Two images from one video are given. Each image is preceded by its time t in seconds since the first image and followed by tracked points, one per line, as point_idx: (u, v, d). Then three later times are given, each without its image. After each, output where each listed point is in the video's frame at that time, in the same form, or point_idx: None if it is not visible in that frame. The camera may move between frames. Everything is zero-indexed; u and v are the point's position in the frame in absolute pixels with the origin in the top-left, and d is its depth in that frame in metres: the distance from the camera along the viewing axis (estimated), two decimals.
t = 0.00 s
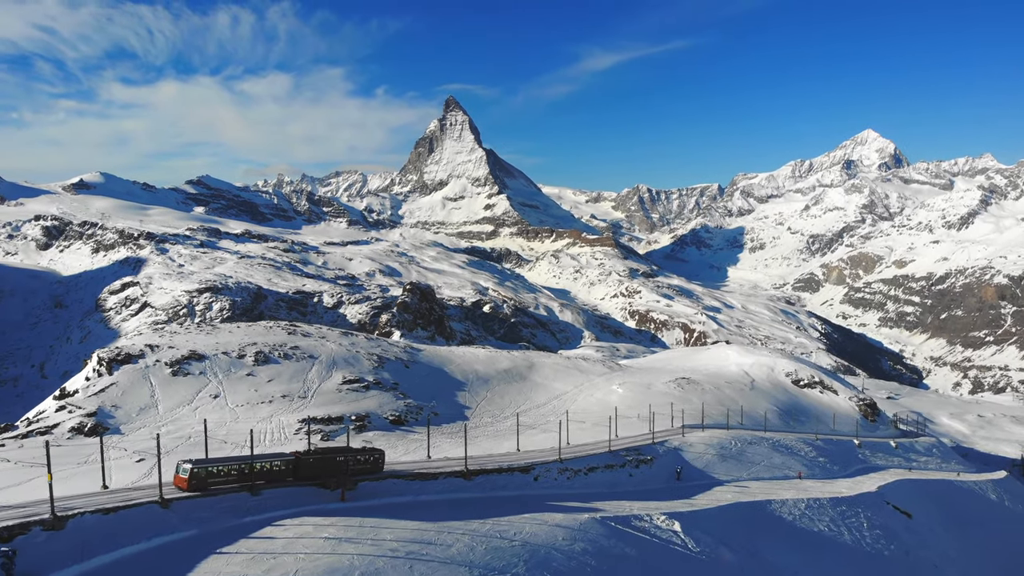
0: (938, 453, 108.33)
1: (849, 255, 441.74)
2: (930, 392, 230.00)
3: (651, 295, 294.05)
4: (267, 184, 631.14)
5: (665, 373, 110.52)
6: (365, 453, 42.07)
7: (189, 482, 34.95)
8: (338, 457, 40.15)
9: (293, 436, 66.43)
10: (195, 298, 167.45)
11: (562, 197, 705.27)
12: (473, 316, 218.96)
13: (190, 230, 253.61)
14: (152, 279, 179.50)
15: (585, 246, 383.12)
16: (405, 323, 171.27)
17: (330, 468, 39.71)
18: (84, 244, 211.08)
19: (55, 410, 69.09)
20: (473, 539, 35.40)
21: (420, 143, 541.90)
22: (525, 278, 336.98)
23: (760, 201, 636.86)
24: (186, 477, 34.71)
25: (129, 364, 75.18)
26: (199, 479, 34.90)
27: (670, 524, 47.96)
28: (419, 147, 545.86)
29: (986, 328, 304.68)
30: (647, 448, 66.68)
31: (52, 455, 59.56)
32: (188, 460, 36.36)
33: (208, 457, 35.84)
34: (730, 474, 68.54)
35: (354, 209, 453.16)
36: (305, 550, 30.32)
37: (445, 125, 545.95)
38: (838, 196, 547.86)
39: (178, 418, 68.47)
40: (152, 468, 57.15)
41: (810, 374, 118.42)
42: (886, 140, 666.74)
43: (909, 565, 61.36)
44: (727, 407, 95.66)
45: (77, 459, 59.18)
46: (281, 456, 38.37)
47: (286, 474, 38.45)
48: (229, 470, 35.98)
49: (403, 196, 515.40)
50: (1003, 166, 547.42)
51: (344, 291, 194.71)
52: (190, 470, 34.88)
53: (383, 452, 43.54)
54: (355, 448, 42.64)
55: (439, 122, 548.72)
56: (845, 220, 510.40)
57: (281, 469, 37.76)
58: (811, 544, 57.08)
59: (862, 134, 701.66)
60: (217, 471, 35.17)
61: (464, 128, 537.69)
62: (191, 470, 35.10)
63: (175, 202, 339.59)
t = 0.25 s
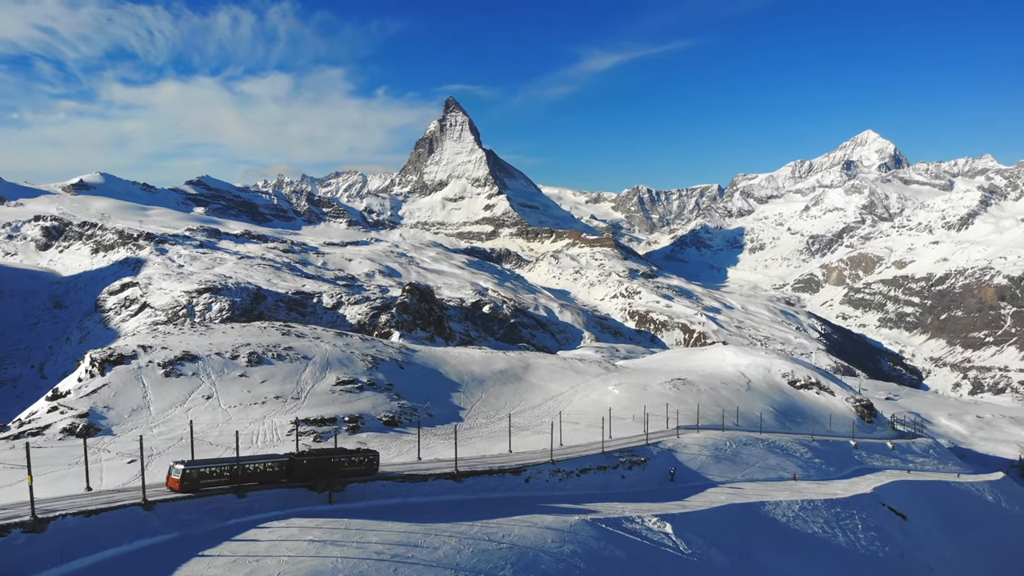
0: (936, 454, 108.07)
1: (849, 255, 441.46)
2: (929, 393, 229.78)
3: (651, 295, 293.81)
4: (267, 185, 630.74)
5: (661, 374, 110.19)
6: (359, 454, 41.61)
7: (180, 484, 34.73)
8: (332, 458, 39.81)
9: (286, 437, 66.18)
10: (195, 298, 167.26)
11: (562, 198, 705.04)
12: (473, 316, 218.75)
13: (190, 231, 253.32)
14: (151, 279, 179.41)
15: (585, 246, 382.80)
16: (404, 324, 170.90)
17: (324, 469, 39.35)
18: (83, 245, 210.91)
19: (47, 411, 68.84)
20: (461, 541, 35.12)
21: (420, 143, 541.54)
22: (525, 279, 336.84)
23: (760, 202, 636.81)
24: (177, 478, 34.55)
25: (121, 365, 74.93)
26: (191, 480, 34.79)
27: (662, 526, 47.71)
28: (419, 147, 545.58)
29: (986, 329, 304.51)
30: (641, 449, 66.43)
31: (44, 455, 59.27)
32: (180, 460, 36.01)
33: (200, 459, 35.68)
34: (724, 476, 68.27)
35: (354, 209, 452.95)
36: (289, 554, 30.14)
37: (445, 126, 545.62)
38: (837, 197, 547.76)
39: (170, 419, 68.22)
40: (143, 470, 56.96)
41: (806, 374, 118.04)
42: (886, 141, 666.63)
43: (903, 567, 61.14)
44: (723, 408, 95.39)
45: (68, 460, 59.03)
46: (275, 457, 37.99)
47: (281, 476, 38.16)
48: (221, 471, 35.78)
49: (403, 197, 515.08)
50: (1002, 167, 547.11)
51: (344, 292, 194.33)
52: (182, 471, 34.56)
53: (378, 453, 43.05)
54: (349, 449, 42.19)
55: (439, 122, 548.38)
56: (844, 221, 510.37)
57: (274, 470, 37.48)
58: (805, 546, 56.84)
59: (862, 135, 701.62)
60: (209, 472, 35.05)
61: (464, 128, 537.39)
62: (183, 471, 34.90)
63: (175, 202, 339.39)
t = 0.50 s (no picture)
0: (932, 455, 107.87)
1: (849, 255, 441.12)
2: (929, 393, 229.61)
3: (651, 296, 293.54)
4: (267, 185, 630.22)
5: (657, 374, 109.91)
6: (353, 456, 41.34)
7: (173, 485, 35.61)
8: (324, 460, 39.79)
9: (278, 439, 65.98)
10: (194, 298, 167.08)
11: (562, 198, 704.54)
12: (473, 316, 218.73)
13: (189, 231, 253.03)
14: (151, 279, 179.24)
15: (585, 246, 382.48)
16: (403, 324, 170.21)
17: (316, 470, 39.35)
18: (83, 245, 210.62)
19: (39, 411, 68.58)
20: (448, 543, 34.88)
21: (420, 143, 541.04)
22: (525, 279, 336.63)
23: (760, 202, 636.69)
24: (169, 480, 35.45)
25: (114, 366, 74.68)
26: (183, 481, 35.51)
27: (653, 527, 47.45)
28: (419, 147, 545.13)
29: (986, 329, 304.42)
30: (634, 450, 66.22)
31: (37, 456, 59.12)
32: (172, 461, 36.52)
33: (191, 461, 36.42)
34: (718, 477, 68.05)
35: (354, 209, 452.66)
36: (272, 557, 30.02)
37: (445, 126, 545.18)
38: (837, 197, 547.64)
39: (162, 420, 68.01)
40: (135, 470, 56.79)
41: (803, 375, 117.75)
42: (886, 141, 666.44)
43: (898, 569, 60.91)
44: (718, 408, 95.18)
45: (59, 460, 58.85)
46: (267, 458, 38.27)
47: (274, 476, 38.66)
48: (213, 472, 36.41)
49: (403, 197, 514.73)
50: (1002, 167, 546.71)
51: (344, 292, 193.72)
52: (173, 471, 35.05)
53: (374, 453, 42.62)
54: (345, 450, 42.00)
55: (439, 122, 547.88)
56: (844, 221, 510.26)
57: (266, 471, 37.77)
58: (798, 547, 56.64)
59: (862, 135, 701.48)
60: (199, 473, 35.70)
61: (464, 128, 536.95)
62: (175, 473, 35.75)
63: (175, 202, 339.03)
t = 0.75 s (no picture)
0: (928, 456, 107.70)
1: (849, 256, 440.97)
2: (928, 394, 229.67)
3: (650, 296, 293.33)
4: (266, 186, 629.81)
5: (653, 375, 109.70)
6: (345, 457, 42.34)
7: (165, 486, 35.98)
8: (319, 462, 40.82)
9: (270, 440, 65.77)
10: (194, 299, 166.87)
11: (561, 198, 704.31)
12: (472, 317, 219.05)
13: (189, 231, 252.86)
14: (150, 279, 179.01)
15: (585, 247, 382.17)
16: (403, 324, 169.18)
17: (311, 471, 40.21)
18: (83, 245, 210.48)
19: (30, 412, 68.21)
20: (435, 546, 34.64)
21: (419, 143, 540.72)
22: (524, 279, 336.54)
23: (760, 203, 636.74)
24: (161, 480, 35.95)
25: (106, 366, 74.45)
26: (175, 482, 35.96)
27: (644, 529, 47.20)
28: (419, 148, 544.56)
29: (986, 330, 304.51)
30: (627, 451, 66.06)
31: (28, 457, 58.95)
32: (165, 463, 37.27)
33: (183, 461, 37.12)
34: (712, 478, 67.87)
35: (354, 210, 452.39)
36: (255, 559, 29.90)
37: (445, 126, 544.51)
38: (837, 198, 547.59)
39: (153, 421, 67.76)
40: (126, 471, 56.53)
41: (799, 376, 117.57)
42: (886, 142, 666.45)
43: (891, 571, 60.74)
44: (714, 409, 94.95)
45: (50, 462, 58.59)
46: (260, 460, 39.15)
47: (268, 477, 39.10)
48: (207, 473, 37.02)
49: (403, 197, 514.53)
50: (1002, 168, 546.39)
51: (343, 292, 192.90)
52: (165, 473, 35.83)
53: (365, 456, 43.71)
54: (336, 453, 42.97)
55: (438, 122, 547.36)
56: (844, 221, 510.30)
57: (260, 472, 38.35)
58: (790, 550, 56.38)
59: (862, 135, 701.48)
60: (192, 474, 36.34)
61: (464, 128, 536.57)
62: (166, 474, 36.26)
63: (175, 203, 338.82)
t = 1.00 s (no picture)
0: (925, 457, 107.50)
1: (849, 256, 440.57)
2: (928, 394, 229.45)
3: (650, 296, 293.04)
4: (266, 186, 628.83)
5: (649, 375, 109.43)
6: (338, 457, 42.75)
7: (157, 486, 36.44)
8: (313, 462, 41.21)
9: (262, 440, 65.56)
10: (193, 298, 166.64)
11: (561, 198, 703.81)
12: (472, 317, 218.96)
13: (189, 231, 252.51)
14: (150, 279, 178.75)
15: (584, 247, 381.70)
16: (402, 324, 168.99)
17: (304, 472, 40.60)
18: (82, 245, 210.27)
19: (21, 412, 67.95)
20: (420, 548, 34.41)
21: (419, 143, 540.17)
22: (524, 279, 336.30)
23: (760, 203, 636.58)
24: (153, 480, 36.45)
25: (98, 366, 74.18)
26: (167, 482, 36.34)
27: (634, 530, 47.00)
28: (418, 148, 543.91)
29: (985, 330, 304.42)
30: (621, 452, 65.84)
31: (20, 457, 58.78)
32: (159, 463, 37.67)
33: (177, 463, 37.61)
34: (706, 479, 67.70)
35: (353, 210, 452.11)
36: (237, 561, 29.71)
37: (444, 126, 543.92)
38: (837, 197, 547.36)
39: (145, 421, 67.52)
40: (117, 472, 56.29)
41: (795, 376, 117.38)
42: (886, 142, 666.15)
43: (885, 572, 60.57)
44: (709, 410, 94.68)
45: (41, 462, 58.39)
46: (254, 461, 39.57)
47: (261, 478, 39.32)
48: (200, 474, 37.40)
49: (403, 197, 513.94)
50: (1002, 168, 546.05)
51: (343, 292, 192.54)
52: (157, 474, 36.27)
53: (359, 457, 44.12)
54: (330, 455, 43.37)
55: (438, 122, 546.78)
56: (844, 221, 510.16)
57: (253, 471, 38.71)
58: (783, 551, 56.19)
59: (862, 135, 701.28)
60: (184, 474, 36.70)
61: (464, 128, 536.14)
62: (158, 474, 36.75)
63: (175, 203, 338.48)
